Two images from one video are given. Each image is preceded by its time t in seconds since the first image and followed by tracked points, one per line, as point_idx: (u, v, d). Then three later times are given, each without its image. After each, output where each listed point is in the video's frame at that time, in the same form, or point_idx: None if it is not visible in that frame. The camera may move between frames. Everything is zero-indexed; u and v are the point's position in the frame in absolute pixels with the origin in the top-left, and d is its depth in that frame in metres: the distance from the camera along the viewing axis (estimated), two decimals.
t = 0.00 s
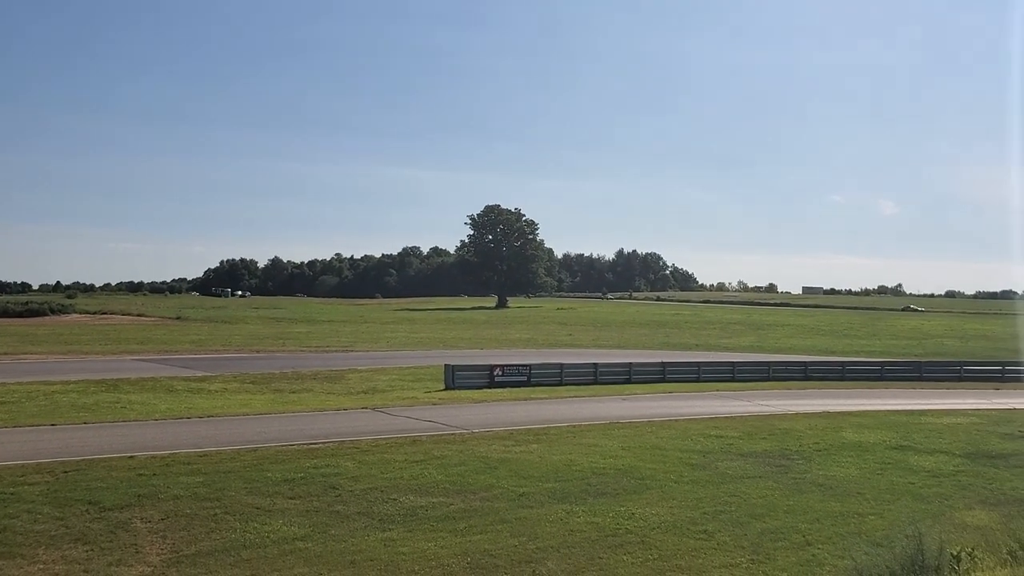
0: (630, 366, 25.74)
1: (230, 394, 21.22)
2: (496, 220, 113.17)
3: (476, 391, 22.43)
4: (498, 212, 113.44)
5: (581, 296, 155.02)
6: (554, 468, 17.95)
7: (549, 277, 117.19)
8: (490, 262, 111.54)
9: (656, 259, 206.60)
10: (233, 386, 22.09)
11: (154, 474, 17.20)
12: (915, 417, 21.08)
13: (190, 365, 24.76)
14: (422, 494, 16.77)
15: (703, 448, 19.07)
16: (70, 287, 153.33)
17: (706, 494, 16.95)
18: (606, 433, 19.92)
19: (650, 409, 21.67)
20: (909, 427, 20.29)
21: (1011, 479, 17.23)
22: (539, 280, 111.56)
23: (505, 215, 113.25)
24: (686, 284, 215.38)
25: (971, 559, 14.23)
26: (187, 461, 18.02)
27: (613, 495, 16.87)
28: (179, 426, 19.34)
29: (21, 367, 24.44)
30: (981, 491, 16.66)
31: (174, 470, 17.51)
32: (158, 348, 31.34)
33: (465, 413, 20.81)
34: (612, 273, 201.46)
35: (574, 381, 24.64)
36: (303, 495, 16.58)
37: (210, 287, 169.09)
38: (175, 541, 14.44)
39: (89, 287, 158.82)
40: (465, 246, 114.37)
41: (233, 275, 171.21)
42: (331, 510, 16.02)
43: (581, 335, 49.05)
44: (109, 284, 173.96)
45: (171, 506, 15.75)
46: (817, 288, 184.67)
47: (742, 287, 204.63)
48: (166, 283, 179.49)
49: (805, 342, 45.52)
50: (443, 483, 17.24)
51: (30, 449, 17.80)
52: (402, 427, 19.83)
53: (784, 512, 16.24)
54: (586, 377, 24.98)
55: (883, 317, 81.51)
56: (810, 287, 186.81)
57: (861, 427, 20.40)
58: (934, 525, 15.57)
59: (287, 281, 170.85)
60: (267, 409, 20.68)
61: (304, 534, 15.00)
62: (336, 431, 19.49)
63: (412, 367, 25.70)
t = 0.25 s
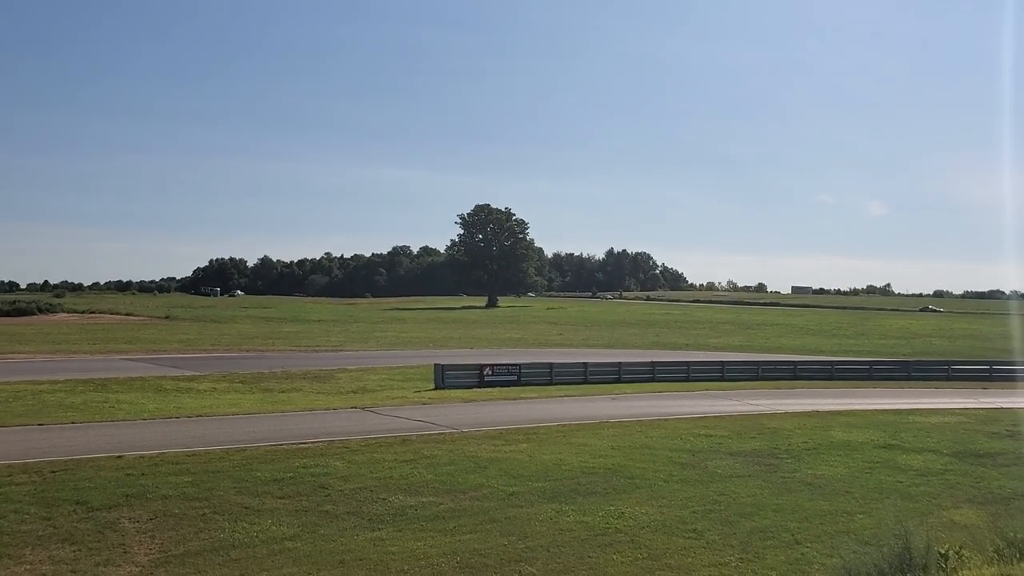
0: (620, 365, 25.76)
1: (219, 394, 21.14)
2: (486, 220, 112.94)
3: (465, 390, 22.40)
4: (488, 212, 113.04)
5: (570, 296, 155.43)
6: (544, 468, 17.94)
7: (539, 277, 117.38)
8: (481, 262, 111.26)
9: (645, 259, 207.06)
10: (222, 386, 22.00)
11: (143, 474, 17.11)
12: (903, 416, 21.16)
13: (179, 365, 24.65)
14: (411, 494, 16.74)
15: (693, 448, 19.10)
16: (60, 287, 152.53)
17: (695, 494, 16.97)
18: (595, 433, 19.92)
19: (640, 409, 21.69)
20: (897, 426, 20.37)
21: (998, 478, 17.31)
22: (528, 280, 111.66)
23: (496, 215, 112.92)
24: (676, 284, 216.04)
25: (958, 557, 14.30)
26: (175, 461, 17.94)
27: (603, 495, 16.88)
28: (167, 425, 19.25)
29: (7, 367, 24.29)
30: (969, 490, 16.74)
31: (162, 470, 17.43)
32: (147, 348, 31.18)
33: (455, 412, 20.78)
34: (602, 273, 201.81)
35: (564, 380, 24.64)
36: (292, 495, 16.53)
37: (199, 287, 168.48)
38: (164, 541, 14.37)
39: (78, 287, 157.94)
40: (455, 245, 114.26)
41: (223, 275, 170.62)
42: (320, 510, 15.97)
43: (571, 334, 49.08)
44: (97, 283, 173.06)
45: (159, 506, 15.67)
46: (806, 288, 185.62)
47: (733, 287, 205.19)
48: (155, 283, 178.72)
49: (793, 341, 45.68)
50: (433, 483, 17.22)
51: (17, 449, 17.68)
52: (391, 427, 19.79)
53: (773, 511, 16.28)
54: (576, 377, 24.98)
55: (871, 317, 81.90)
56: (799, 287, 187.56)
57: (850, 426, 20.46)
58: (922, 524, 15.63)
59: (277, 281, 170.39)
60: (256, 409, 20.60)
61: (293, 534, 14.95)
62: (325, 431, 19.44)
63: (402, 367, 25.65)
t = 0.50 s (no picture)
0: (615, 366, 25.75)
1: (213, 395, 21.12)
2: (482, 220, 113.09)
3: (460, 392, 22.38)
4: (483, 212, 113.28)
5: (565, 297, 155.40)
6: (538, 469, 17.94)
7: (534, 278, 117.45)
8: (476, 263, 111.49)
9: (641, 260, 207.11)
10: (216, 387, 21.97)
11: (137, 475, 17.08)
12: (898, 418, 21.18)
13: (173, 366, 24.63)
14: (406, 496, 16.73)
15: (687, 449, 19.12)
16: (52, 286, 151.62)
17: (690, 495, 16.98)
18: (590, 434, 19.93)
19: (635, 410, 21.70)
20: (891, 427, 20.41)
21: (992, 479, 17.35)
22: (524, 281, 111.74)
23: (491, 215, 113.12)
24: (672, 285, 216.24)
25: (952, 559, 14.32)
26: (169, 462, 17.90)
27: (597, 496, 16.88)
28: (161, 427, 19.21)
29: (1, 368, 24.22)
30: (963, 492, 16.77)
31: (156, 471, 17.39)
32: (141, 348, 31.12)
33: (449, 414, 20.77)
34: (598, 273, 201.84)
35: (559, 381, 24.63)
36: (286, 496, 16.51)
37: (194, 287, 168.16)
38: (158, 543, 14.35)
39: (72, 287, 157.46)
40: (450, 247, 114.34)
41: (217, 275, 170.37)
42: (314, 511, 15.95)
43: (566, 336, 49.09)
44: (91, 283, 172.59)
45: (153, 508, 15.64)
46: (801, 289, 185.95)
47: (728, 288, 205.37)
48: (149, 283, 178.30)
49: (787, 343, 45.74)
50: (427, 485, 17.20)
51: (10, 450, 17.64)
52: (386, 428, 19.77)
53: (767, 512, 16.29)
54: (571, 378, 24.97)
55: (865, 318, 82.02)
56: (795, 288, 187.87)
57: (844, 428, 20.47)
58: (916, 525, 15.66)
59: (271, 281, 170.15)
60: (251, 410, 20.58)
61: (287, 535, 14.93)
62: (319, 432, 19.41)
63: (397, 368, 25.64)
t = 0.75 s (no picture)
0: (608, 368, 25.74)
1: (204, 397, 21.04)
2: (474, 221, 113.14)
3: (452, 394, 22.35)
4: (476, 213, 113.36)
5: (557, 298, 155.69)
6: (530, 471, 17.92)
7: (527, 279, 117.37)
8: (469, 264, 111.30)
9: (633, 262, 207.30)
10: (208, 389, 21.89)
11: (127, 478, 17.00)
12: (889, 420, 21.22)
13: (164, 368, 24.54)
14: (398, 498, 16.70)
15: (679, 451, 19.13)
16: (43, 286, 151.07)
17: (682, 497, 16.98)
18: (582, 436, 19.91)
19: (627, 412, 21.69)
20: (882, 429, 20.45)
21: (982, 481, 17.40)
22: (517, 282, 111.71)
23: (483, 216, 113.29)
24: (665, 286, 216.60)
25: (943, 560, 14.35)
26: (160, 464, 17.83)
27: (589, 498, 16.88)
28: (152, 429, 19.14)
29: None
30: (954, 493, 16.80)
31: (147, 473, 17.32)
32: (132, 350, 31.02)
33: (441, 416, 20.74)
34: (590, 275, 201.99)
35: (551, 383, 24.61)
36: (278, 498, 16.47)
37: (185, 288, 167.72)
38: (148, 545, 14.29)
39: (63, 288, 156.71)
40: (443, 248, 114.32)
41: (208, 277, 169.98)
42: (306, 514, 15.92)
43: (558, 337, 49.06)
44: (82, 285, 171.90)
45: (144, 510, 15.59)
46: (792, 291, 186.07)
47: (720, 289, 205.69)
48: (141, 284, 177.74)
49: (778, 345, 45.79)
50: (419, 487, 17.17)
51: None
52: (377, 430, 19.72)
53: (759, 514, 16.30)
54: (563, 380, 24.94)
55: (856, 319, 82.30)
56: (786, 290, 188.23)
57: (836, 429, 20.49)
58: (907, 527, 15.68)
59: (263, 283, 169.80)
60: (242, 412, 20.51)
61: (278, 537, 14.88)
62: (311, 434, 19.36)
63: (389, 370, 25.58)
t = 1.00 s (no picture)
0: (600, 369, 25.76)
1: (196, 397, 21.00)
2: (467, 223, 113.04)
3: (444, 394, 22.35)
4: (469, 216, 113.44)
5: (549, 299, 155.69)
6: (523, 472, 17.92)
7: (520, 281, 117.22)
8: (461, 265, 111.73)
9: (625, 263, 207.47)
10: (199, 390, 21.84)
11: (118, 478, 16.95)
12: (880, 420, 21.27)
13: (155, 368, 24.48)
14: (389, 499, 16.68)
15: (671, 451, 19.15)
16: (33, 287, 150.33)
17: (674, 497, 17.00)
18: (574, 437, 19.93)
19: (619, 412, 21.71)
20: (873, 430, 20.50)
21: (973, 481, 17.45)
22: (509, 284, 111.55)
23: (476, 218, 113.15)
24: (657, 287, 216.93)
25: (933, 560, 14.40)
26: (151, 465, 17.77)
27: (581, 499, 16.89)
28: (143, 430, 19.09)
29: None
30: (944, 494, 16.86)
31: (138, 474, 17.27)
32: (124, 350, 30.91)
33: (433, 416, 20.73)
34: (583, 276, 201.98)
35: (543, 384, 24.62)
36: (269, 499, 16.44)
37: (177, 289, 167.10)
38: (139, 546, 14.25)
39: (53, 289, 155.98)
40: (436, 250, 114.16)
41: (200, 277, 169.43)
42: (297, 514, 15.89)
43: (550, 338, 49.04)
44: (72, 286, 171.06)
45: (135, 511, 15.55)
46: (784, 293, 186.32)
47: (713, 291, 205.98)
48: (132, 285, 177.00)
49: (770, 346, 45.84)
50: (411, 487, 17.16)
51: None
52: (369, 431, 19.70)
53: (750, 514, 16.33)
54: (556, 380, 24.96)
55: (848, 321, 82.44)
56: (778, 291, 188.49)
57: (827, 430, 20.54)
58: (897, 527, 15.73)
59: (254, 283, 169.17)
60: (234, 413, 20.47)
61: (270, 538, 14.85)
62: (303, 435, 19.34)
63: (381, 370, 25.55)
